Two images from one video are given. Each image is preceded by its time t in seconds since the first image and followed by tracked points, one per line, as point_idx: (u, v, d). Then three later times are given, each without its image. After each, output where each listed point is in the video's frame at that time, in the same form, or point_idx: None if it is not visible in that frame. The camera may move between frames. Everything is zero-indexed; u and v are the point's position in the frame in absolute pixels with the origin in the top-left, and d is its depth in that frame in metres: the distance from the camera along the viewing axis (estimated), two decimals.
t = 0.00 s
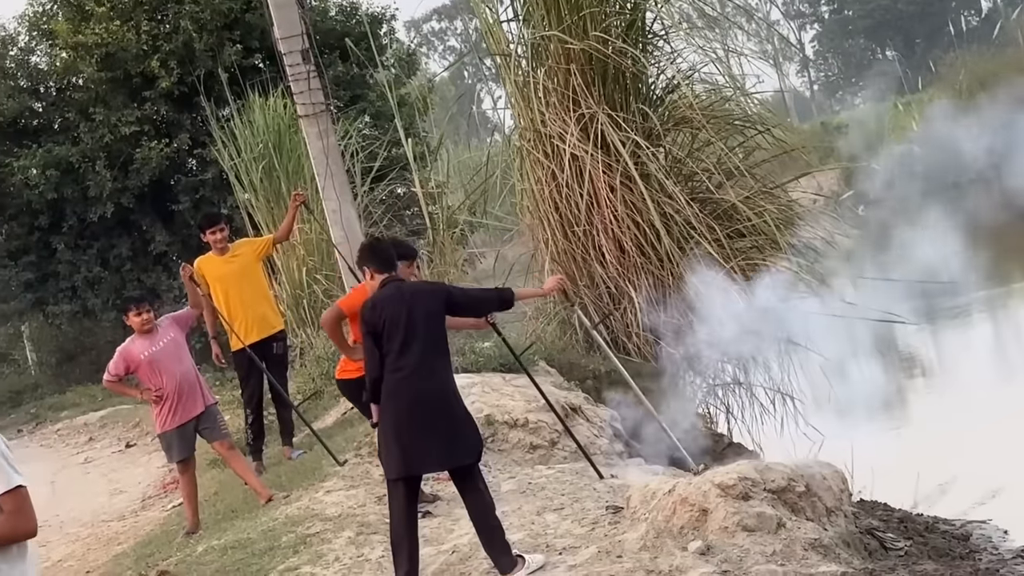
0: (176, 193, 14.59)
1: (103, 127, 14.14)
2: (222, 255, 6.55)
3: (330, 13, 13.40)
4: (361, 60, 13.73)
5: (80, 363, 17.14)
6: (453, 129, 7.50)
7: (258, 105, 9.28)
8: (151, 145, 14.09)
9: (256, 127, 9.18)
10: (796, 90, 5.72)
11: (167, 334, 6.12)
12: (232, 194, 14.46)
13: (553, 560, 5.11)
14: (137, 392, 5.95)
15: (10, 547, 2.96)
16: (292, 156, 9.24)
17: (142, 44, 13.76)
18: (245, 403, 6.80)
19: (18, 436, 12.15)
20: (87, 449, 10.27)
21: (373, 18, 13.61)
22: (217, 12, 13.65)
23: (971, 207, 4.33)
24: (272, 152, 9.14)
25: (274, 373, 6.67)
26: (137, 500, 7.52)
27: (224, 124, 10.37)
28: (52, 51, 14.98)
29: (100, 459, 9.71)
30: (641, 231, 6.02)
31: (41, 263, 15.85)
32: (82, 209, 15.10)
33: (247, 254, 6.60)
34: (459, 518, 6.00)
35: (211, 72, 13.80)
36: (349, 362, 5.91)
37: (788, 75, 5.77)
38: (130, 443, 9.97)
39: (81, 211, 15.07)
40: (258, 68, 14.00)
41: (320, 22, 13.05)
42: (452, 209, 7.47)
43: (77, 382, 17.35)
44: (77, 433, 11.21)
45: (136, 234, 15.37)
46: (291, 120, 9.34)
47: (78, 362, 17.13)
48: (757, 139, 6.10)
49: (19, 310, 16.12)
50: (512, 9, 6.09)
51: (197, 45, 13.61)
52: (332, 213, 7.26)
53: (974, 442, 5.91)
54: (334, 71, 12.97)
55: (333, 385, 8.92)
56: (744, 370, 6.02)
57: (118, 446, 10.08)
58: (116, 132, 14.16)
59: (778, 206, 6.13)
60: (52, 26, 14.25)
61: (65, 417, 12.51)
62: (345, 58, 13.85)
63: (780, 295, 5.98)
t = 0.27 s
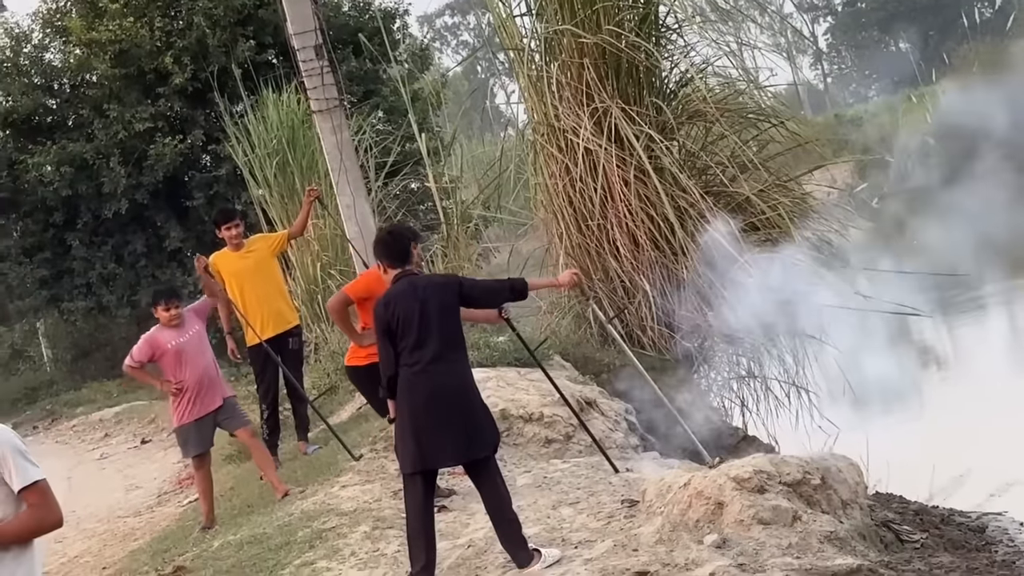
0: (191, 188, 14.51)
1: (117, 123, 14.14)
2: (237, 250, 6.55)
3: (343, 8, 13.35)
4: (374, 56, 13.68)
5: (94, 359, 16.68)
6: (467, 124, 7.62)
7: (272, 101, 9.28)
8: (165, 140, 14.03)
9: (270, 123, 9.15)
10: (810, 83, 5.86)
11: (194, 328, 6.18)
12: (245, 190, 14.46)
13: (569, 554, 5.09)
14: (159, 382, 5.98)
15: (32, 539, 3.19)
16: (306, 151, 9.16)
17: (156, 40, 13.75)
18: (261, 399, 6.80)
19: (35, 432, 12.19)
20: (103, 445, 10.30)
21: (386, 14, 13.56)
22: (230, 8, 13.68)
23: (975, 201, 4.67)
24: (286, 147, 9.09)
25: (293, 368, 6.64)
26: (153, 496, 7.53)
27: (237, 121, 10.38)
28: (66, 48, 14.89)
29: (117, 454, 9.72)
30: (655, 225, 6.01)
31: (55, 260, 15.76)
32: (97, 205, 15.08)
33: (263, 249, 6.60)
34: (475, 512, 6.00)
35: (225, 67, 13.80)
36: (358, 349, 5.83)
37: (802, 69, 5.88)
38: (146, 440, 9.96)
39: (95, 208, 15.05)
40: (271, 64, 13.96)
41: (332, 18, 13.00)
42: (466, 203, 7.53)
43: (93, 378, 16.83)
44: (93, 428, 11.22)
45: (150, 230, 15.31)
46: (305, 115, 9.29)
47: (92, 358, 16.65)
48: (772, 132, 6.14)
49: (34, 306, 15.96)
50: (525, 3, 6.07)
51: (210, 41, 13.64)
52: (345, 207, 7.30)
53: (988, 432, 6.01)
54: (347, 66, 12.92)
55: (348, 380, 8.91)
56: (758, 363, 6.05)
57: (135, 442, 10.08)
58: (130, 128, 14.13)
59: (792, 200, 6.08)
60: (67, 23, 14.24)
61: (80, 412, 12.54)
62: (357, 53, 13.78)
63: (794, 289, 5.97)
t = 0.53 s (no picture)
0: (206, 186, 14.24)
1: (132, 121, 13.83)
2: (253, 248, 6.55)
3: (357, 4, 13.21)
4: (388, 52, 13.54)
5: (111, 356, 16.43)
6: (482, 120, 7.56)
7: (287, 98, 9.10)
8: (180, 138, 13.75)
9: (285, 120, 8.97)
10: (825, 76, 5.91)
11: (201, 330, 6.13)
12: (260, 188, 14.29)
13: (586, 549, 5.07)
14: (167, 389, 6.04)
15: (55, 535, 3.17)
16: (321, 147, 9.00)
17: (171, 38, 13.54)
18: (278, 396, 6.79)
19: (52, 430, 12.19)
20: (119, 443, 10.24)
21: (400, 9, 13.42)
22: (245, 5, 13.39)
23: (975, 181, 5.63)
24: (301, 144, 8.92)
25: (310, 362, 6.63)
26: (169, 494, 7.52)
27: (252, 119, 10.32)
28: (80, 45, 14.53)
29: (133, 451, 9.64)
30: (670, 220, 6.01)
31: (72, 257, 15.13)
32: (113, 203, 14.55)
33: (279, 246, 6.61)
34: (492, 508, 5.98)
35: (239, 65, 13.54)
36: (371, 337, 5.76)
37: (817, 62, 5.88)
38: (162, 437, 9.92)
39: (111, 206, 14.53)
40: (286, 60, 13.75)
41: (347, 14, 12.86)
42: (482, 198, 7.51)
43: (108, 376, 16.54)
44: (110, 426, 11.18)
45: (167, 227, 14.77)
46: (319, 112, 9.10)
47: (110, 357, 16.46)
48: (786, 126, 6.11)
49: (50, 305, 15.34)
50: None
51: (225, 38, 13.34)
52: (360, 203, 7.35)
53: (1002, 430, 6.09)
54: (362, 63, 12.80)
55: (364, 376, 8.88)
56: (773, 357, 6.03)
57: (150, 440, 10.03)
58: (145, 126, 13.83)
59: (808, 193, 6.09)
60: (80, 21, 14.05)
61: (97, 411, 12.53)
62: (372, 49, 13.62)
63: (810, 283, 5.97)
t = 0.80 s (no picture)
0: (222, 185, 14.11)
1: (147, 120, 13.69)
2: (271, 246, 6.57)
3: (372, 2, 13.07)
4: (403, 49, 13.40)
5: (128, 356, 16.83)
6: (496, 117, 7.54)
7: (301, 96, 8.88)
8: (196, 137, 13.57)
9: (299, 118, 8.78)
10: (839, 71, 5.94)
11: (211, 329, 6.13)
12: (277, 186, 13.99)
13: (604, 545, 5.04)
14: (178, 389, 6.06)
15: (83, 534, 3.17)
16: (336, 146, 8.81)
17: (185, 37, 13.34)
18: (296, 394, 6.85)
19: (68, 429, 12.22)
20: (138, 441, 10.22)
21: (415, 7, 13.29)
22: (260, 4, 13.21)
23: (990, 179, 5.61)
24: (317, 143, 8.71)
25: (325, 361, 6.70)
26: (188, 492, 7.53)
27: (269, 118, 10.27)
28: (95, 45, 14.48)
29: (152, 450, 9.57)
30: (686, 216, 6.00)
31: (89, 257, 15.17)
32: (129, 202, 14.47)
33: (297, 244, 6.64)
34: (509, 505, 5.98)
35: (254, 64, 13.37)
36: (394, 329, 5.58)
37: (831, 57, 5.92)
38: (181, 435, 9.92)
39: (127, 205, 14.46)
40: (301, 59, 13.63)
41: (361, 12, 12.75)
42: (498, 196, 7.46)
43: (126, 375, 16.96)
44: (128, 424, 11.18)
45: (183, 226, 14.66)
46: (334, 110, 8.87)
47: (125, 356, 16.86)
48: (802, 121, 6.08)
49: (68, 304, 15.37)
50: None
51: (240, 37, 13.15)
52: (376, 201, 7.41)
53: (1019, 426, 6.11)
54: (377, 61, 12.69)
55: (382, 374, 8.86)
56: (791, 353, 6.03)
57: (169, 438, 10.01)
58: (161, 125, 13.70)
59: (824, 189, 6.04)
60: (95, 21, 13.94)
61: (114, 410, 12.55)
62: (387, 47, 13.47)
63: (828, 278, 5.97)
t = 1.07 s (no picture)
0: (239, 184, 14.11)
1: (164, 120, 13.71)
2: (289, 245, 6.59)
3: None
4: (419, 47, 13.35)
5: (147, 356, 16.48)
6: (513, 114, 7.53)
7: (317, 94, 8.82)
8: (213, 136, 13.57)
9: (316, 117, 8.72)
10: (856, 66, 5.89)
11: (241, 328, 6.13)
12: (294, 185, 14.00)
13: (623, 542, 5.02)
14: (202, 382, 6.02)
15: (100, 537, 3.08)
16: (354, 144, 8.78)
17: (202, 36, 13.41)
18: (313, 392, 6.85)
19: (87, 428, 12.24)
20: (156, 440, 10.18)
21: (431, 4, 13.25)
22: (275, 2, 13.19)
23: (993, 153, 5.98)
24: (333, 141, 8.69)
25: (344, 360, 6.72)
26: (207, 491, 7.53)
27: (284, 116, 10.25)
28: (112, 45, 14.46)
29: (170, 449, 9.50)
30: (703, 212, 5.99)
31: (107, 257, 15.18)
32: (145, 202, 14.44)
33: (314, 243, 6.66)
34: (528, 503, 5.97)
35: (270, 62, 13.36)
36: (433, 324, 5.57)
37: (848, 52, 5.85)
38: (198, 433, 9.88)
39: (144, 204, 14.42)
40: (317, 57, 13.60)
41: (377, 10, 12.72)
42: (515, 193, 7.46)
43: (144, 375, 16.74)
44: (146, 423, 11.16)
45: (201, 225, 14.66)
46: (352, 107, 8.88)
47: (144, 355, 16.59)
48: (818, 117, 6.06)
49: (85, 303, 15.43)
50: None
51: (256, 36, 13.16)
52: (393, 199, 7.40)
53: None
54: (393, 59, 12.66)
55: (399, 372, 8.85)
56: (809, 348, 6.04)
57: (187, 436, 9.97)
58: (178, 124, 13.69)
59: (840, 184, 6.04)
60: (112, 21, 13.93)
61: (132, 409, 12.57)
62: (403, 45, 13.43)
63: (847, 274, 5.96)
